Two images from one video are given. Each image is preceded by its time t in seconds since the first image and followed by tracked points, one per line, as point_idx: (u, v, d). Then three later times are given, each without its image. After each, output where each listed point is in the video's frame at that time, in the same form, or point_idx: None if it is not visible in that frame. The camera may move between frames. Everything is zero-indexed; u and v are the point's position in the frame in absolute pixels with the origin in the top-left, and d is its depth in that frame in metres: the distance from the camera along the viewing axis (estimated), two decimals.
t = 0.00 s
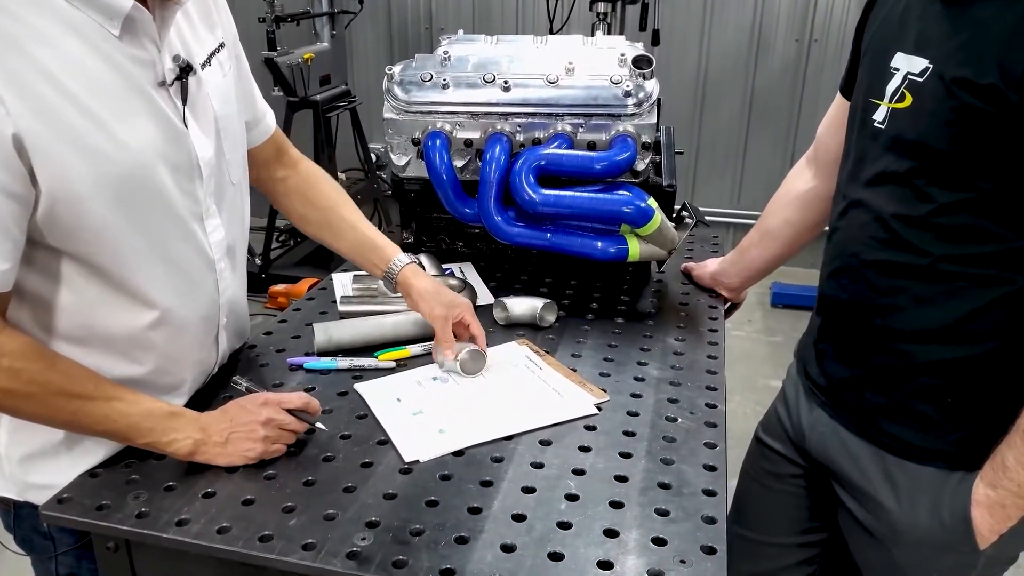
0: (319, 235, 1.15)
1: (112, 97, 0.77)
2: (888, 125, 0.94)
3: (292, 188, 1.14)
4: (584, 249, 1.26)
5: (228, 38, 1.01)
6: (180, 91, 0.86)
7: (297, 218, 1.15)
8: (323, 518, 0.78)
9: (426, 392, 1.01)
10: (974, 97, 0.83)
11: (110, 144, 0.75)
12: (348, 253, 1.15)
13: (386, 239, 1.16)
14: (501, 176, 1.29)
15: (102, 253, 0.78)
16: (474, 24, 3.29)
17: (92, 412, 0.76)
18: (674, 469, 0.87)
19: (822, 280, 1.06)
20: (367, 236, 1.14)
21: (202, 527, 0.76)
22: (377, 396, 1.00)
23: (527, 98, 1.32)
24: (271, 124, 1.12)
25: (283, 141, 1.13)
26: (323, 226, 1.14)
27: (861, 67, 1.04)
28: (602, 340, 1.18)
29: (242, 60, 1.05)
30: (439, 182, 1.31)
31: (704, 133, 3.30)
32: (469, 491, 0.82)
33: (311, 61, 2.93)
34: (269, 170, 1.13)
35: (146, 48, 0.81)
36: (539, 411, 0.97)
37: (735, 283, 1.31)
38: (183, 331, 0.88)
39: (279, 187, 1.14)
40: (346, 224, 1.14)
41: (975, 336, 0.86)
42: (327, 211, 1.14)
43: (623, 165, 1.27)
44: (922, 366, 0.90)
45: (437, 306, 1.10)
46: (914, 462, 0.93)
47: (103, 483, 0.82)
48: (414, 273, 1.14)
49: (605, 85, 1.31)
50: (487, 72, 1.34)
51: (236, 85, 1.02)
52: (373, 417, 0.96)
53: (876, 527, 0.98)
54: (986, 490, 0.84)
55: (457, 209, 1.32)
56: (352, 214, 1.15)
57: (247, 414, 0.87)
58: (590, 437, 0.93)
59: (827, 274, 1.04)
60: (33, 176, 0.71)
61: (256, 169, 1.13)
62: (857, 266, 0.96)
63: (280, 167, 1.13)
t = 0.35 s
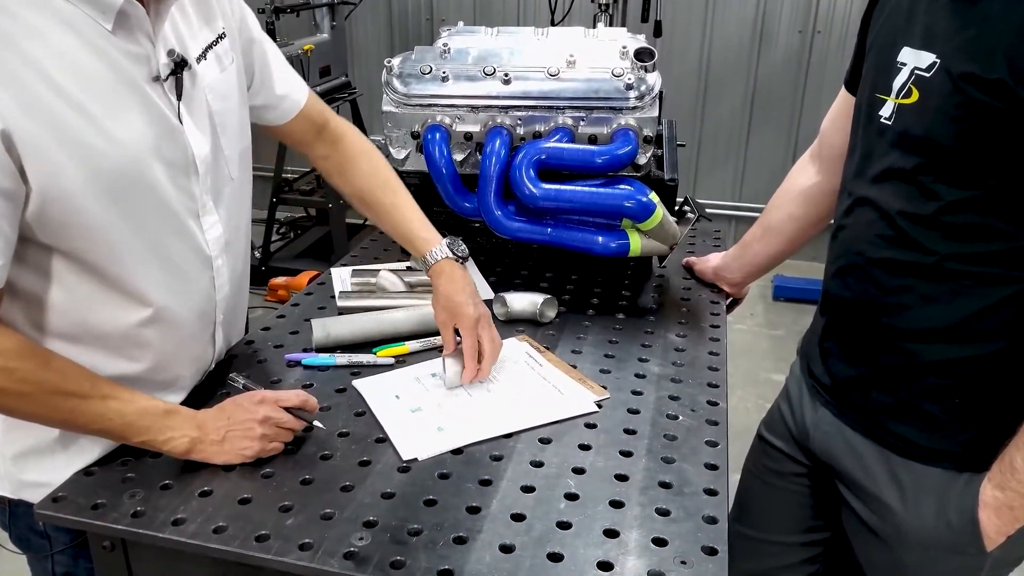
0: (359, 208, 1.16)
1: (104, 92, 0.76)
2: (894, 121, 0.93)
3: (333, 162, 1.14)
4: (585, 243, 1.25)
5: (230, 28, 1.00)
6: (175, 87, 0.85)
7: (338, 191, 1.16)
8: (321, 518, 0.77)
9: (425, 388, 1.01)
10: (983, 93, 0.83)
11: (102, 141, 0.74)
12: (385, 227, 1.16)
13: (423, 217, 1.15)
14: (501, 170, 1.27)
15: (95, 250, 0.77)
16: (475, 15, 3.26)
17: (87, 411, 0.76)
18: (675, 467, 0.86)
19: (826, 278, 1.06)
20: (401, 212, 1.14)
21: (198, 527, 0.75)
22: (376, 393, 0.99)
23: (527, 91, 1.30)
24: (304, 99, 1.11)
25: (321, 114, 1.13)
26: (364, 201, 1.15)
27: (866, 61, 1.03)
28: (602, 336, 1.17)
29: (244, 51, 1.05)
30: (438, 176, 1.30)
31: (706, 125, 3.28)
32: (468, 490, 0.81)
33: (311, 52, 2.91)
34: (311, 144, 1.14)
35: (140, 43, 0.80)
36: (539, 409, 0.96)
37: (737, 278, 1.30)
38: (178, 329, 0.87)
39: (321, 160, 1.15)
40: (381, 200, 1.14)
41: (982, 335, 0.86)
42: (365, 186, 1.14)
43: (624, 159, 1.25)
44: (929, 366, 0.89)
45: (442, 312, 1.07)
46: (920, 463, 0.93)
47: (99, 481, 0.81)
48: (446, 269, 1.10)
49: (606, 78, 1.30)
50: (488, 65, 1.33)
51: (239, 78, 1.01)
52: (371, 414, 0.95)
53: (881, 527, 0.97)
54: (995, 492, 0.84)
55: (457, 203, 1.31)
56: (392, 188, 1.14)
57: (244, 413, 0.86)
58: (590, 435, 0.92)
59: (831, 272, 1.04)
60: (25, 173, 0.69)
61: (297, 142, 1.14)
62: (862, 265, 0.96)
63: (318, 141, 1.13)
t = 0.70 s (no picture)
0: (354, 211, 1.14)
1: (98, 93, 0.75)
2: (903, 120, 0.92)
3: (329, 165, 1.12)
4: (588, 242, 1.24)
5: (234, 24, 0.99)
6: (173, 87, 0.84)
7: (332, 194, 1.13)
8: (321, 522, 0.76)
9: (427, 390, 1.00)
10: (994, 92, 0.82)
11: (95, 143, 0.74)
12: (381, 231, 1.13)
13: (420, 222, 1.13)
14: (503, 168, 1.26)
15: (89, 253, 0.76)
16: (477, 8, 3.24)
17: (84, 413, 0.75)
18: (679, 471, 0.85)
19: (832, 279, 1.05)
20: (398, 215, 1.12)
21: (197, 531, 0.75)
22: (377, 394, 0.98)
23: (529, 88, 1.29)
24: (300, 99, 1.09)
25: (320, 115, 1.11)
26: (359, 205, 1.12)
27: (875, 58, 1.03)
28: (605, 335, 1.16)
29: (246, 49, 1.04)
30: (439, 173, 1.28)
31: (709, 120, 3.26)
32: (469, 494, 0.81)
33: (312, 46, 2.89)
34: (307, 146, 1.11)
35: (137, 43, 0.79)
36: (541, 410, 0.95)
37: (741, 277, 1.29)
38: (174, 330, 0.86)
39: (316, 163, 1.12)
40: (378, 203, 1.12)
41: (990, 338, 0.85)
42: (361, 191, 1.11)
43: (628, 156, 1.24)
44: (937, 368, 0.89)
45: (448, 306, 1.05)
46: (928, 467, 0.93)
47: (97, 484, 0.80)
48: (446, 266, 1.10)
49: (609, 75, 1.28)
50: (489, 61, 1.31)
51: (239, 77, 1.00)
52: (372, 416, 0.94)
53: (882, 529, 0.99)
54: (1001, 496, 0.85)
55: (458, 201, 1.30)
56: (388, 192, 1.12)
57: (242, 415, 0.85)
58: (593, 437, 0.91)
59: (838, 272, 1.04)
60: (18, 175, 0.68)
61: (292, 143, 1.11)
62: (869, 266, 0.96)
63: (314, 142, 1.11)
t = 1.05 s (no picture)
0: (329, 225, 1.11)
1: (98, 90, 0.73)
2: (916, 115, 0.92)
3: (301, 177, 1.10)
4: (592, 239, 1.22)
5: (222, 23, 0.97)
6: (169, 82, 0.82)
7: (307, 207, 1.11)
8: (320, 527, 0.75)
9: (428, 390, 0.98)
10: (1011, 87, 0.82)
11: (93, 140, 0.72)
12: (360, 242, 1.11)
13: (400, 230, 1.13)
14: (506, 163, 1.24)
15: (87, 253, 0.74)
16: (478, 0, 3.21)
17: (81, 417, 0.73)
18: (686, 474, 0.83)
19: (843, 277, 1.05)
20: (379, 224, 1.10)
21: (194, 536, 0.73)
22: (378, 394, 0.97)
23: (532, 82, 1.27)
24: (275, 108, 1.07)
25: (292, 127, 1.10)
26: (334, 217, 1.11)
27: (889, 51, 1.01)
28: (609, 334, 1.14)
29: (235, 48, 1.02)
30: (441, 168, 1.26)
31: (712, 113, 3.24)
32: (472, 497, 0.79)
33: (313, 38, 2.87)
34: (279, 158, 1.09)
35: (135, 37, 0.77)
36: (545, 411, 0.94)
37: (747, 275, 1.27)
38: (173, 331, 0.84)
39: (287, 175, 1.10)
40: (357, 212, 1.10)
41: (1004, 339, 0.85)
42: (337, 200, 1.10)
43: (633, 152, 1.21)
44: (949, 369, 0.88)
45: (452, 306, 1.05)
46: (940, 469, 0.92)
47: (93, 487, 0.79)
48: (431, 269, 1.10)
49: (614, 69, 1.26)
50: (492, 54, 1.29)
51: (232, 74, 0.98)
52: (373, 416, 0.93)
53: (895, 533, 0.97)
54: (1014, 500, 0.84)
55: (460, 197, 1.28)
56: (366, 202, 1.11)
57: (241, 417, 0.84)
58: (599, 439, 0.89)
59: (848, 271, 1.04)
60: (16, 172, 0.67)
61: (263, 156, 1.09)
62: (882, 264, 0.95)
63: (287, 154, 1.09)
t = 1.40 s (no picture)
0: (318, 228, 1.10)
1: (105, 92, 0.74)
2: (928, 116, 0.90)
3: (286, 177, 1.09)
4: (595, 240, 1.21)
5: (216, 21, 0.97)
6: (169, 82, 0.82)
7: (295, 211, 1.10)
8: (321, 536, 0.74)
9: (430, 393, 0.97)
10: None
11: (104, 142, 0.72)
12: (350, 244, 1.10)
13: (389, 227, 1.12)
14: (508, 162, 1.23)
15: (97, 252, 0.75)
16: None
17: (165, 383, 0.74)
18: (691, 481, 0.82)
19: (853, 278, 1.04)
20: (369, 225, 1.09)
21: (194, 545, 0.72)
22: (380, 397, 0.96)
23: (535, 80, 1.25)
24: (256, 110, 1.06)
25: (272, 130, 1.09)
26: (322, 216, 1.09)
27: (900, 50, 1.00)
28: (613, 335, 1.13)
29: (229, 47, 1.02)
30: (443, 167, 1.25)
31: (715, 108, 3.22)
32: (475, 505, 0.78)
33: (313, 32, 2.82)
34: (260, 160, 1.08)
35: (133, 35, 0.78)
36: (548, 416, 0.93)
37: (752, 275, 1.26)
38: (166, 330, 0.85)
39: (271, 177, 1.09)
40: (346, 213, 1.09)
41: (1016, 344, 0.84)
42: (326, 201, 1.09)
43: (637, 151, 1.20)
44: (961, 374, 0.87)
45: (454, 288, 1.07)
46: (951, 475, 0.91)
47: (92, 494, 0.78)
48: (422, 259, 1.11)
49: (618, 66, 1.24)
50: (495, 52, 1.28)
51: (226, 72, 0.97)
52: (375, 421, 0.92)
53: (905, 538, 0.97)
54: None
55: (462, 196, 1.26)
56: (354, 203, 1.10)
57: (318, 351, 0.85)
58: (603, 445, 0.88)
59: (858, 274, 1.03)
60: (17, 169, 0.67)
61: (246, 160, 1.08)
62: (893, 267, 0.94)
63: (271, 157, 1.08)
